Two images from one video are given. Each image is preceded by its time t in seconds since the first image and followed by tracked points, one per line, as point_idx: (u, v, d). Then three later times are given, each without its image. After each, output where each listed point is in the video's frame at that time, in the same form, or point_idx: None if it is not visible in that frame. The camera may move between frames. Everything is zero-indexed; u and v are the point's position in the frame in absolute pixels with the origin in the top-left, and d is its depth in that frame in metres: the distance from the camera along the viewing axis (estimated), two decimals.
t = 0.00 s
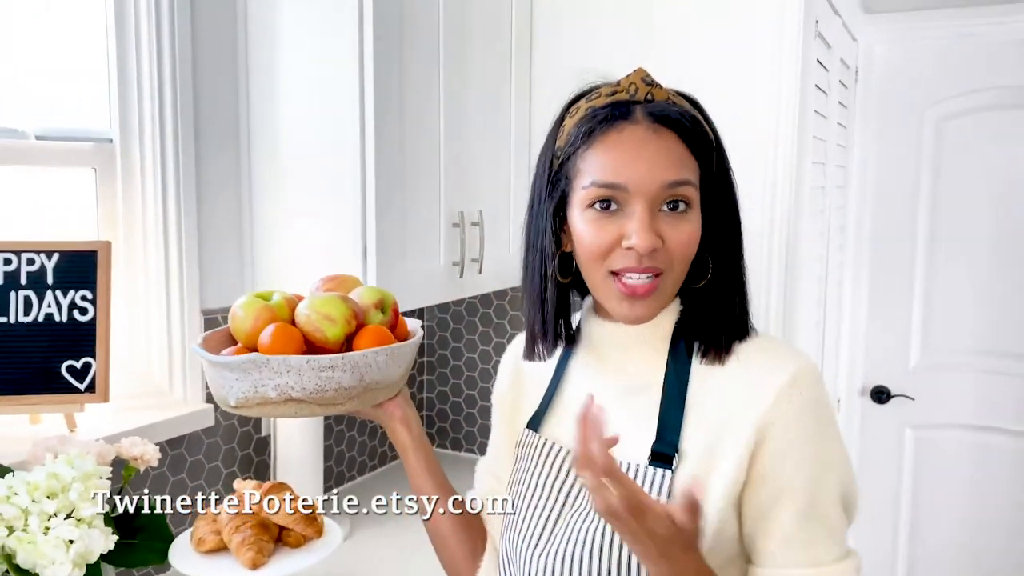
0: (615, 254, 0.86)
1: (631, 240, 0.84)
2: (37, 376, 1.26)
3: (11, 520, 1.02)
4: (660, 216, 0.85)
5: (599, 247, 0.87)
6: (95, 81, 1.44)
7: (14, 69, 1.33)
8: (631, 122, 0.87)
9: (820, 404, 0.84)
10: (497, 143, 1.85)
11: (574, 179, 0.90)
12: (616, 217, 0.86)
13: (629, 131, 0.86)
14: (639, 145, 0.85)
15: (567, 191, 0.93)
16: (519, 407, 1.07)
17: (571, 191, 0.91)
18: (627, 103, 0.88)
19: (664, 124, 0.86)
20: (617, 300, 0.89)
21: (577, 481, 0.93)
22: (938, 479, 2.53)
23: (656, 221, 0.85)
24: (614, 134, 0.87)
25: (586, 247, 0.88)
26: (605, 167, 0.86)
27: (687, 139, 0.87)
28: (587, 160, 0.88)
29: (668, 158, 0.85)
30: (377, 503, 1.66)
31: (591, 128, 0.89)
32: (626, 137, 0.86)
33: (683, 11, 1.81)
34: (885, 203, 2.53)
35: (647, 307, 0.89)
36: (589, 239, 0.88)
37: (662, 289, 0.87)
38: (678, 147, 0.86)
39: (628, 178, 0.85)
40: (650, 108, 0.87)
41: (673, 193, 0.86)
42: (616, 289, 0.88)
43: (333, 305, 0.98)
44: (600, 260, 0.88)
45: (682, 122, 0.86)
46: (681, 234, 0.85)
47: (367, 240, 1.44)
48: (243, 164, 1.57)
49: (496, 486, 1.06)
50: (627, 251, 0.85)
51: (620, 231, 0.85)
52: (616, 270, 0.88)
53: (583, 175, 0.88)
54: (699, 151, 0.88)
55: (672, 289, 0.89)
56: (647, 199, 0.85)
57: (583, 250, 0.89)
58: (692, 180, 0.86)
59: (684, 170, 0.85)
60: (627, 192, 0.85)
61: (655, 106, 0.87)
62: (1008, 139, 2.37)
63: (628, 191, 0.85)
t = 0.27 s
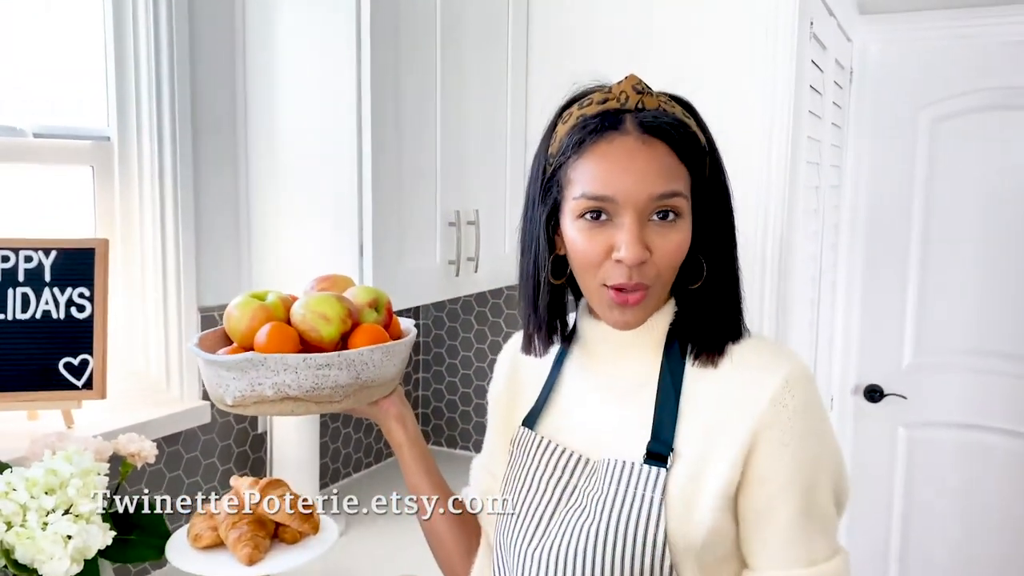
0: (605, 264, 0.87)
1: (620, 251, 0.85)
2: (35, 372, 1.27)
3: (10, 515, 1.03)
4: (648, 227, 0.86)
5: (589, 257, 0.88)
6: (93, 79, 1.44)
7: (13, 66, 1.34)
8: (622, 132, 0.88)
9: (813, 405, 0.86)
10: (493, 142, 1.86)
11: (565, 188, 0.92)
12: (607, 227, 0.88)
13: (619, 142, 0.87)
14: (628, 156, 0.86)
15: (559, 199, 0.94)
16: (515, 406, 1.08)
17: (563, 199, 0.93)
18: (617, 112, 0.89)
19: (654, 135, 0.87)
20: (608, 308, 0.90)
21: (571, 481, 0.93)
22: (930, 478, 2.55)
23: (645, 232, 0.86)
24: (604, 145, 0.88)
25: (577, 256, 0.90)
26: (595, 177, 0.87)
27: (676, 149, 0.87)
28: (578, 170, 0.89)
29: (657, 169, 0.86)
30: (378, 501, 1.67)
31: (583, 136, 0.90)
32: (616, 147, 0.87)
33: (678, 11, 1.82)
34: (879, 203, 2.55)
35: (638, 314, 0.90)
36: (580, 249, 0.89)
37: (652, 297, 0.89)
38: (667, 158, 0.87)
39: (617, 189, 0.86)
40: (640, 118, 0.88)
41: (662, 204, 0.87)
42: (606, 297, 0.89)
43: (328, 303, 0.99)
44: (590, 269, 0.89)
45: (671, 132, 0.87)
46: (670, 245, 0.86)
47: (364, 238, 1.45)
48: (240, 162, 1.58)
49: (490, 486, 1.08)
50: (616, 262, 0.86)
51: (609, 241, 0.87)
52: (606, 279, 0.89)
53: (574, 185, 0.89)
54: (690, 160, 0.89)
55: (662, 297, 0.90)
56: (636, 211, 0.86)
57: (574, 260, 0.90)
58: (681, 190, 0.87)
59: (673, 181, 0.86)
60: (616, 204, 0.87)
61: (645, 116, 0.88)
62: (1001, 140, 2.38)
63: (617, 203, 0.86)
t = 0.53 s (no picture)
0: (604, 249, 0.88)
1: (619, 237, 0.86)
2: (33, 362, 1.28)
3: (9, 504, 1.03)
4: (647, 211, 0.86)
5: (588, 242, 0.89)
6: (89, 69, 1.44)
7: (8, 57, 1.33)
8: (622, 118, 0.88)
9: (806, 399, 0.86)
10: (490, 133, 1.86)
11: (564, 174, 0.92)
12: (606, 213, 0.88)
13: (619, 127, 0.87)
14: (628, 141, 0.87)
15: (558, 185, 0.94)
16: (511, 396, 1.09)
17: (562, 185, 0.93)
18: (617, 98, 0.90)
19: (654, 120, 0.87)
20: (606, 294, 0.91)
21: (566, 470, 0.94)
22: (923, 468, 2.57)
23: (644, 217, 0.86)
24: (604, 130, 0.88)
25: (576, 242, 0.90)
26: (595, 162, 0.88)
27: (675, 135, 0.88)
28: (577, 155, 0.90)
29: (657, 154, 0.86)
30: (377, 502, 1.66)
31: (582, 122, 0.90)
32: (616, 132, 0.87)
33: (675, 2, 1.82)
34: (874, 194, 2.56)
35: (636, 301, 0.91)
36: (578, 235, 0.89)
37: (650, 283, 0.89)
38: (667, 143, 0.87)
39: (616, 174, 0.86)
40: (640, 103, 0.88)
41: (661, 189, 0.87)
42: (604, 283, 0.90)
43: (323, 295, 0.99)
44: (588, 254, 0.89)
45: (671, 117, 0.88)
46: (669, 230, 0.87)
47: (360, 229, 1.45)
48: (237, 153, 1.58)
49: (486, 476, 1.09)
50: (615, 248, 0.87)
51: (608, 226, 0.87)
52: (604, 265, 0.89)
53: (573, 170, 0.89)
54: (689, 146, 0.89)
55: (660, 284, 0.90)
56: (635, 195, 0.86)
57: (572, 245, 0.91)
58: (680, 176, 0.87)
59: (672, 166, 0.87)
60: (616, 188, 0.87)
61: (645, 102, 0.88)
62: (996, 133, 2.39)
63: (616, 188, 0.87)
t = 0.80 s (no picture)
0: (585, 241, 0.88)
1: (598, 229, 0.86)
2: (25, 353, 1.27)
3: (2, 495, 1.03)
4: (627, 204, 0.86)
5: (569, 235, 0.89)
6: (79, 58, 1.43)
7: None
8: (604, 109, 0.88)
9: (800, 392, 0.86)
10: (483, 124, 1.86)
11: (550, 166, 0.92)
12: (586, 206, 0.88)
13: (599, 119, 0.87)
14: (608, 133, 0.87)
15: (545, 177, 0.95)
16: (504, 387, 1.09)
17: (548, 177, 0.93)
18: (602, 90, 0.90)
19: (635, 112, 0.87)
20: (589, 288, 0.90)
21: (561, 460, 0.95)
22: (914, 457, 2.59)
23: (623, 209, 0.86)
24: (586, 122, 0.88)
25: (559, 235, 0.90)
26: (575, 155, 0.88)
27: (660, 127, 0.87)
28: (560, 147, 0.90)
29: (636, 146, 0.86)
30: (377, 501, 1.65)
31: (566, 114, 0.90)
32: (597, 124, 0.87)
33: None
34: (868, 185, 2.56)
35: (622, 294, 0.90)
36: (561, 227, 0.90)
37: (633, 277, 0.89)
38: (649, 135, 0.87)
39: (596, 166, 0.86)
40: (622, 95, 0.88)
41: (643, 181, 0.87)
42: (587, 276, 0.90)
43: (317, 285, 0.99)
44: (571, 246, 0.90)
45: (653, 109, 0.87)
46: (650, 223, 0.86)
47: (354, 219, 1.45)
48: (229, 143, 1.57)
49: (480, 466, 1.09)
50: (595, 239, 0.87)
51: (589, 218, 0.87)
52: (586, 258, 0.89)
53: (556, 162, 0.90)
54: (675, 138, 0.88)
55: (645, 277, 0.90)
56: (615, 188, 0.86)
57: (556, 239, 0.91)
58: (662, 168, 0.87)
59: (653, 158, 0.86)
60: (596, 181, 0.87)
61: (629, 93, 0.88)
62: (989, 123, 2.39)
63: (596, 180, 0.87)
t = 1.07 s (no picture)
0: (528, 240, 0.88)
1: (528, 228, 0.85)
2: (18, 346, 1.27)
3: None
4: (558, 205, 0.84)
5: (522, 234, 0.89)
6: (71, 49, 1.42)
7: None
8: (554, 109, 0.86)
9: (799, 386, 0.86)
10: (478, 116, 1.85)
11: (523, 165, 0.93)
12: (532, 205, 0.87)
13: (543, 120, 0.86)
14: (546, 132, 0.85)
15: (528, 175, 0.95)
16: (504, 381, 1.09)
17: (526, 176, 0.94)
18: (562, 89, 0.88)
19: (575, 111, 0.84)
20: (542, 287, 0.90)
21: (560, 455, 0.95)
22: (908, 451, 2.59)
23: (555, 210, 0.84)
24: (536, 121, 0.88)
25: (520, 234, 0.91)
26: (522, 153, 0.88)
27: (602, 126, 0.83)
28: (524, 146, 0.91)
29: (567, 146, 0.83)
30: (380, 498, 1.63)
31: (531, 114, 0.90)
32: (542, 124, 0.86)
33: None
34: (863, 180, 2.56)
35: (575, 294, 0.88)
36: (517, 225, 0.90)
37: (574, 279, 0.86)
38: (584, 135, 0.83)
39: (532, 165, 0.86)
40: (572, 95, 0.85)
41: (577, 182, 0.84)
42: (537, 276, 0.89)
43: (312, 277, 0.98)
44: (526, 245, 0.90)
45: (592, 108, 0.83)
46: (579, 224, 0.83)
47: (348, 212, 1.44)
48: (223, 136, 1.57)
49: (479, 459, 1.09)
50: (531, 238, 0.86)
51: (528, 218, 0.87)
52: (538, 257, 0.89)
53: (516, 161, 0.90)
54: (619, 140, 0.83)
55: (591, 281, 0.86)
56: (548, 187, 0.85)
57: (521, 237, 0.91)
58: (594, 169, 0.83)
59: (581, 159, 0.82)
60: (535, 180, 0.86)
61: (578, 91, 0.85)
62: (985, 118, 2.39)
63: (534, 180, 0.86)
